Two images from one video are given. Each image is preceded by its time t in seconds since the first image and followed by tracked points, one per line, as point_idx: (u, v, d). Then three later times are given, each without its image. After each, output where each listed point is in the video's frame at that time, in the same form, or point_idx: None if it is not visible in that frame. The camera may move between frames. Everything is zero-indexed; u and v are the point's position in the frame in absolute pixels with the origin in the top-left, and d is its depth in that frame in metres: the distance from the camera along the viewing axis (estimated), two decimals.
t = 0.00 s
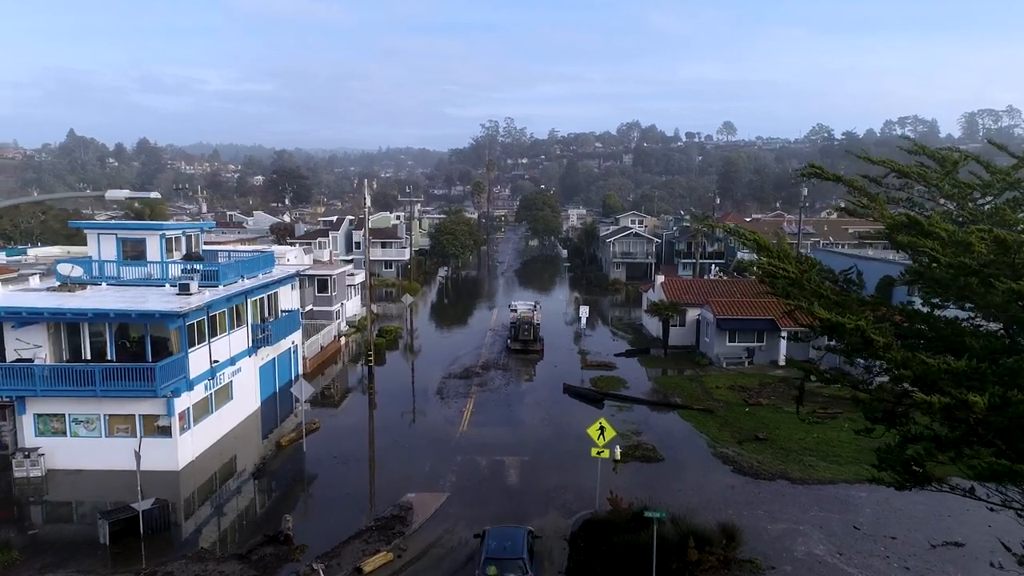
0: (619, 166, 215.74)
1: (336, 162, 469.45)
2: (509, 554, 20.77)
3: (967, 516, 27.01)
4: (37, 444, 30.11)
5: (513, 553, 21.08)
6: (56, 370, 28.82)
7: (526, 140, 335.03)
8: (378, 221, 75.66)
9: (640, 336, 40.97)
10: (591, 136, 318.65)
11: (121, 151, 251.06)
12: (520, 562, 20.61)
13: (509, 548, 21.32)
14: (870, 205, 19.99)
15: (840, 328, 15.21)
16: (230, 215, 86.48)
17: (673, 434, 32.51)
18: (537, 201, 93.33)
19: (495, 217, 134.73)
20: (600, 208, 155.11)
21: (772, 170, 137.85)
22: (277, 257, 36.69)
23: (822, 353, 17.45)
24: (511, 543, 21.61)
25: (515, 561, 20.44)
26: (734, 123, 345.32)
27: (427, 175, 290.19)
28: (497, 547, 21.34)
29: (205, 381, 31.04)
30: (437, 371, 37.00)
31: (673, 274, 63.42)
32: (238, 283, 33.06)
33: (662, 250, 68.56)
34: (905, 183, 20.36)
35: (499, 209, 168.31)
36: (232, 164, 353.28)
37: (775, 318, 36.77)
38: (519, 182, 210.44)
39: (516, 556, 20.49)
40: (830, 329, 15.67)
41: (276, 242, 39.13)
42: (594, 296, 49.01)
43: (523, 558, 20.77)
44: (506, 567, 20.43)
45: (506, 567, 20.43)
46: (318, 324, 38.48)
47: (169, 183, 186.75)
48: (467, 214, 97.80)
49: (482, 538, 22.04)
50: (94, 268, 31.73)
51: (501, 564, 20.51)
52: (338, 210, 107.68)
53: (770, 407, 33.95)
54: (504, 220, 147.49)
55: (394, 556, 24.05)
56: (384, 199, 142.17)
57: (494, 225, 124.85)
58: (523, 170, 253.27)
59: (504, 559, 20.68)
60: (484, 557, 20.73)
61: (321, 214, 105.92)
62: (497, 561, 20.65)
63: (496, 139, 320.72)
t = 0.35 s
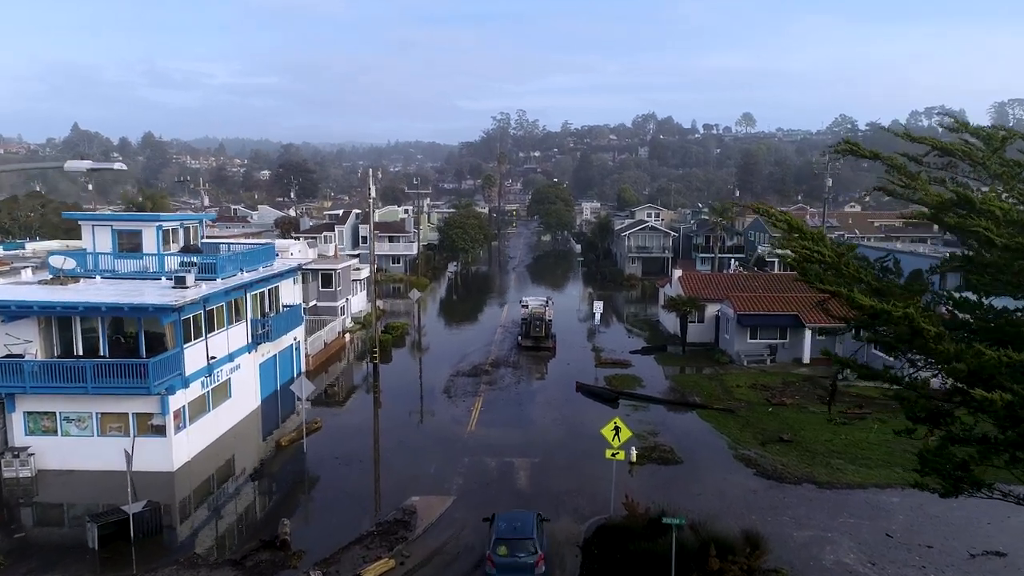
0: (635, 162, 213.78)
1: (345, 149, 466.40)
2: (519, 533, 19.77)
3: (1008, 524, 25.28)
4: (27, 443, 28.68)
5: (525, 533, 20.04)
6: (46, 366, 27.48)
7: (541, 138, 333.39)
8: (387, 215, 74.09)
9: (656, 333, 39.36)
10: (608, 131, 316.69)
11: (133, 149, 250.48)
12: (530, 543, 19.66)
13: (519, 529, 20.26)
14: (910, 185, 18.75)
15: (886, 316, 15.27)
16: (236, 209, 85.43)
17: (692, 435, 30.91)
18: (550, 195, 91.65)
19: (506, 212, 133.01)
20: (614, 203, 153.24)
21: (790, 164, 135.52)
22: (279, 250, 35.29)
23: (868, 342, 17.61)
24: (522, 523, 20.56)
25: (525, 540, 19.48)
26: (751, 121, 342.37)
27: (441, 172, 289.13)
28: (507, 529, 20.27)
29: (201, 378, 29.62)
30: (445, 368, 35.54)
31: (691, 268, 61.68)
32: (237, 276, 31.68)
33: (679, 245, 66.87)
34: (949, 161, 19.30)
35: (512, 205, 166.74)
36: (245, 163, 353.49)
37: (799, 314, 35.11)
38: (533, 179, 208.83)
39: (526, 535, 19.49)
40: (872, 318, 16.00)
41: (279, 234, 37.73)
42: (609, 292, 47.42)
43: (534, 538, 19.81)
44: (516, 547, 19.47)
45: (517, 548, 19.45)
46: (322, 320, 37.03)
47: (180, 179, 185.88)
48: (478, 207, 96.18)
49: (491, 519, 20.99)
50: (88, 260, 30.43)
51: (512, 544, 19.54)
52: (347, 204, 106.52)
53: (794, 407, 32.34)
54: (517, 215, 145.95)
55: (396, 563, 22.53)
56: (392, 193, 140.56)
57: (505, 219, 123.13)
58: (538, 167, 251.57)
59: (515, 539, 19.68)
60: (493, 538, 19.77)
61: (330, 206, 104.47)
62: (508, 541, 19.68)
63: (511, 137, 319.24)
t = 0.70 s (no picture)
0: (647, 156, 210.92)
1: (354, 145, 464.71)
2: (524, 516, 20.07)
3: None
4: None
5: (529, 516, 20.34)
6: (17, 362, 25.37)
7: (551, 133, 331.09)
8: (388, 206, 71.97)
9: (670, 329, 37.28)
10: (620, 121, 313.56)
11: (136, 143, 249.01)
12: (534, 527, 20.01)
13: (524, 513, 20.52)
14: (955, 159, 16.49)
15: (937, 302, 13.54)
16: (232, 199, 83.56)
17: (708, 437, 28.88)
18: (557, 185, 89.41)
19: (513, 204, 130.75)
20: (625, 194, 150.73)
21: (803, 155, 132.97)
22: (270, 241, 33.34)
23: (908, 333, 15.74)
24: (526, 507, 20.79)
25: (529, 524, 19.82)
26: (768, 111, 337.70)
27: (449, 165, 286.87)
28: (510, 513, 20.49)
29: (184, 376, 27.67)
30: (446, 366, 33.59)
31: (705, 260, 59.40)
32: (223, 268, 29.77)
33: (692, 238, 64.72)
34: (995, 133, 16.80)
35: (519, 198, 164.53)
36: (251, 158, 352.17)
37: (822, 308, 33.04)
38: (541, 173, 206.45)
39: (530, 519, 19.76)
40: (919, 304, 14.22)
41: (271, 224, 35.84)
42: (619, 286, 45.37)
43: (539, 522, 20.13)
44: (520, 531, 19.79)
45: (521, 532, 19.77)
46: (315, 314, 35.09)
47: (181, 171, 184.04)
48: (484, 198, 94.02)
49: (495, 503, 21.19)
50: (65, 250, 28.55)
51: (516, 527, 19.86)
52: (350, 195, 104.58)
53: (818, 408, 30.34)
54: (524, 207, 143.71)
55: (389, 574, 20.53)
56: (392, 183, 138.22)
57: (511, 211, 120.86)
58: (548, 161, 249.12)
59: (519, 523, 20.01)
60: (497, 521, 20.10)
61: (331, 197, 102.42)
62: (511, 525, 20.06)
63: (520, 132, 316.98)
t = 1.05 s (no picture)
0: (658, 148, 208.32)
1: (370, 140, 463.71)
2: (525, 502, 20.24)
3: None
4: None
5: (530, 501, 20.49)
6: None
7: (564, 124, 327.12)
8: (388, 196, 70.06)
9: (684, 324, 35.35)
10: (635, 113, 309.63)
11: (136, 138, 247.48)
12: (536, 512, 20.15)
13: (525, 498, 20.65)
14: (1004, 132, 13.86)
15: (995, 285, 12.11)
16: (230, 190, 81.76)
17: (724, 440, 27.00)
18: (563, 176, 87.38)
19: (518, 196, 128.63)
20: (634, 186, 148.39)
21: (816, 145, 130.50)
22: (260, 232, 31.55)
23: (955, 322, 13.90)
24: (526, 492, 20.92)
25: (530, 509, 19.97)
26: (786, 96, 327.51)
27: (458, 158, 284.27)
28: (510, 498, 20.58)
29: (165, 374, 25.88)
30: (445, 364, 31.81)
31: (720, 252, 57.32)
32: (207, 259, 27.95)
33: (704, 230, 62.70)
34: None
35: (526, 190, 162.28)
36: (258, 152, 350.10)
37: (845, 302, 31.16)
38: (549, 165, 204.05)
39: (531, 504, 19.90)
40: (970, 288, 12.75)
41: (262, 215, 34.10)
42: (628, 281, 43.50)
43: (539, 507, 20.31)
44: (521, 516, 19.94)
45: (522, 516, 19.91)
46: (307, 309, 33.29)
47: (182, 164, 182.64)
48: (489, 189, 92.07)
49: (495, 491, 21.34)
50: (40, 241, 26.79)
51: (517, 512, 20.03)
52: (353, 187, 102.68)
53: (841, 408, 28.52)
54: (530, 199, 141.52)
55: None
56: (392, 173, 136.22)
57: (517, 202, 118.77)
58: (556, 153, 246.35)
59: (519, 508, 20.18)
60: (497, 507, 20.23)
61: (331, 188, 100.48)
62: (512, 510, 20.21)
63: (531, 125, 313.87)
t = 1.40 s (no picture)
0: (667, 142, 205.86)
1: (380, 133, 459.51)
2: (525, 485, 19.86)
3: None
4: None
5: (530, 486, 20.12)
6: None
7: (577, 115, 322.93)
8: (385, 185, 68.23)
9: (697, 319, 33.60)
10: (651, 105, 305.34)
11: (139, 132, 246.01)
12: (536, 496, 19.73)
13: (525, 483, 20.30)
14: None
15: None
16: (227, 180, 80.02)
17: (739, 442, 25.27)
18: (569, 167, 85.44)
19: (525, 188, 126.38)
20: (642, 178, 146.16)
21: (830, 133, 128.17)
22: (248, 221, 29.84)
23: (1000, 317, 12.21)
24: (526, 476, 20.57)
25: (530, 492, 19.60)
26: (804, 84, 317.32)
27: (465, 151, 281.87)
28: (511, 482, 20.19)
29: (144, 371, 24.15)
30: (443, 362, 30.14)
31: (733, 245, 55.44)
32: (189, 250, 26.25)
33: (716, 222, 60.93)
34: None
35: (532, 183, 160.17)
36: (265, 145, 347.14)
37: (867, 296, 29.40)
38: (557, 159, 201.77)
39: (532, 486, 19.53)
40: None
41: (251, 206, 32.46)
42: (637, 275, 41.76)
43: (539, 492, 19.90)
44: (521, 498, 19.57)
45: (522, 499, 19.54)
46: (298, 304, 31.59)
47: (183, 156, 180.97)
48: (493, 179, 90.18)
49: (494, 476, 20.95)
50: (13, 230, 25.10)
51: (517, 495, 19.64)
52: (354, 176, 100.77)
53: (863, 409, 26.78)
54: (535, 190, 139.39)
55: None
56: (391, 164, 134.34)
57: (521, 194, 116.69)
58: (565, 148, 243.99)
59: (519, 492, 19.80)
60: (497, 490, 19.82)
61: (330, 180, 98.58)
62: (512, 493, 19.80)
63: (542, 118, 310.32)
